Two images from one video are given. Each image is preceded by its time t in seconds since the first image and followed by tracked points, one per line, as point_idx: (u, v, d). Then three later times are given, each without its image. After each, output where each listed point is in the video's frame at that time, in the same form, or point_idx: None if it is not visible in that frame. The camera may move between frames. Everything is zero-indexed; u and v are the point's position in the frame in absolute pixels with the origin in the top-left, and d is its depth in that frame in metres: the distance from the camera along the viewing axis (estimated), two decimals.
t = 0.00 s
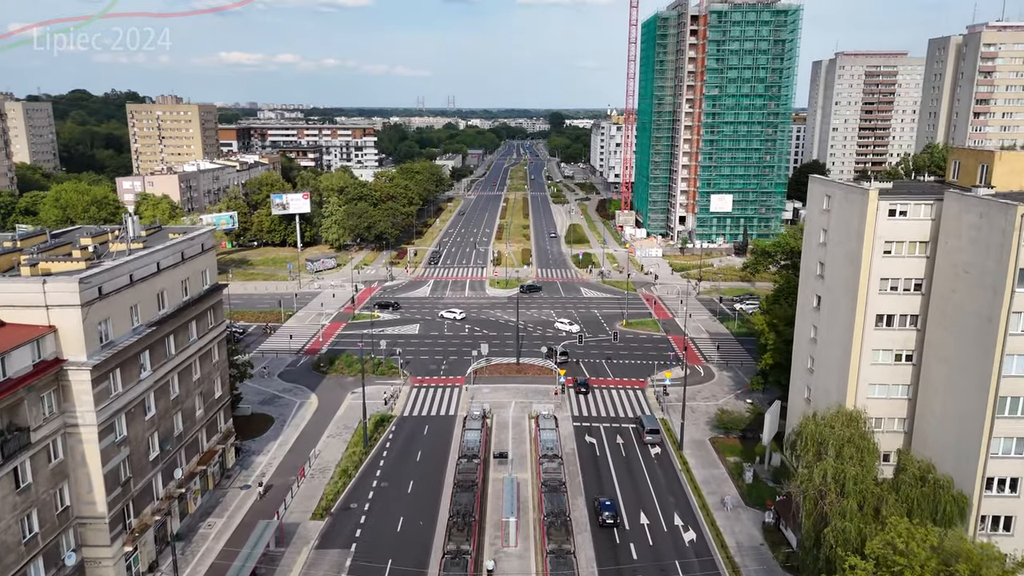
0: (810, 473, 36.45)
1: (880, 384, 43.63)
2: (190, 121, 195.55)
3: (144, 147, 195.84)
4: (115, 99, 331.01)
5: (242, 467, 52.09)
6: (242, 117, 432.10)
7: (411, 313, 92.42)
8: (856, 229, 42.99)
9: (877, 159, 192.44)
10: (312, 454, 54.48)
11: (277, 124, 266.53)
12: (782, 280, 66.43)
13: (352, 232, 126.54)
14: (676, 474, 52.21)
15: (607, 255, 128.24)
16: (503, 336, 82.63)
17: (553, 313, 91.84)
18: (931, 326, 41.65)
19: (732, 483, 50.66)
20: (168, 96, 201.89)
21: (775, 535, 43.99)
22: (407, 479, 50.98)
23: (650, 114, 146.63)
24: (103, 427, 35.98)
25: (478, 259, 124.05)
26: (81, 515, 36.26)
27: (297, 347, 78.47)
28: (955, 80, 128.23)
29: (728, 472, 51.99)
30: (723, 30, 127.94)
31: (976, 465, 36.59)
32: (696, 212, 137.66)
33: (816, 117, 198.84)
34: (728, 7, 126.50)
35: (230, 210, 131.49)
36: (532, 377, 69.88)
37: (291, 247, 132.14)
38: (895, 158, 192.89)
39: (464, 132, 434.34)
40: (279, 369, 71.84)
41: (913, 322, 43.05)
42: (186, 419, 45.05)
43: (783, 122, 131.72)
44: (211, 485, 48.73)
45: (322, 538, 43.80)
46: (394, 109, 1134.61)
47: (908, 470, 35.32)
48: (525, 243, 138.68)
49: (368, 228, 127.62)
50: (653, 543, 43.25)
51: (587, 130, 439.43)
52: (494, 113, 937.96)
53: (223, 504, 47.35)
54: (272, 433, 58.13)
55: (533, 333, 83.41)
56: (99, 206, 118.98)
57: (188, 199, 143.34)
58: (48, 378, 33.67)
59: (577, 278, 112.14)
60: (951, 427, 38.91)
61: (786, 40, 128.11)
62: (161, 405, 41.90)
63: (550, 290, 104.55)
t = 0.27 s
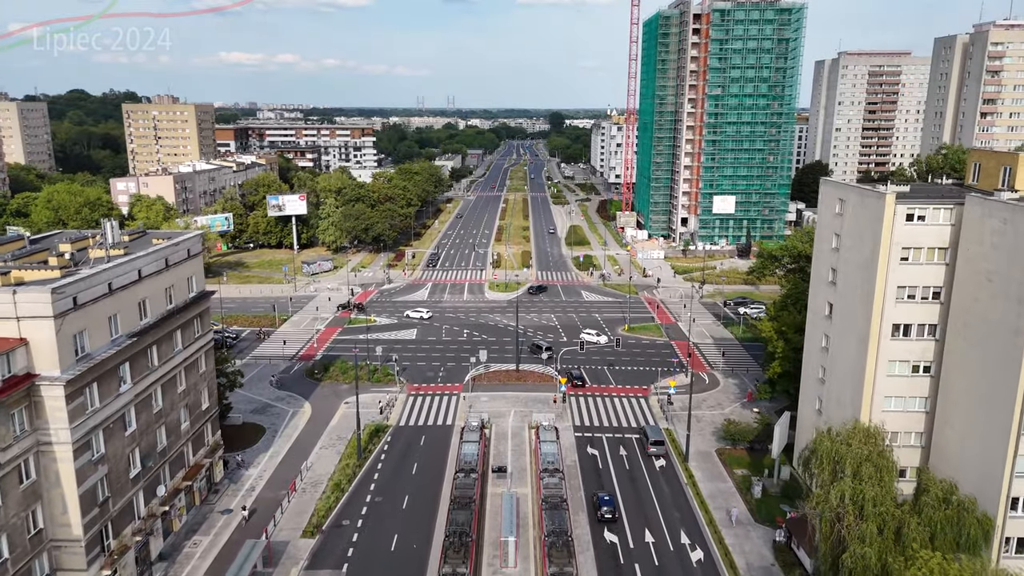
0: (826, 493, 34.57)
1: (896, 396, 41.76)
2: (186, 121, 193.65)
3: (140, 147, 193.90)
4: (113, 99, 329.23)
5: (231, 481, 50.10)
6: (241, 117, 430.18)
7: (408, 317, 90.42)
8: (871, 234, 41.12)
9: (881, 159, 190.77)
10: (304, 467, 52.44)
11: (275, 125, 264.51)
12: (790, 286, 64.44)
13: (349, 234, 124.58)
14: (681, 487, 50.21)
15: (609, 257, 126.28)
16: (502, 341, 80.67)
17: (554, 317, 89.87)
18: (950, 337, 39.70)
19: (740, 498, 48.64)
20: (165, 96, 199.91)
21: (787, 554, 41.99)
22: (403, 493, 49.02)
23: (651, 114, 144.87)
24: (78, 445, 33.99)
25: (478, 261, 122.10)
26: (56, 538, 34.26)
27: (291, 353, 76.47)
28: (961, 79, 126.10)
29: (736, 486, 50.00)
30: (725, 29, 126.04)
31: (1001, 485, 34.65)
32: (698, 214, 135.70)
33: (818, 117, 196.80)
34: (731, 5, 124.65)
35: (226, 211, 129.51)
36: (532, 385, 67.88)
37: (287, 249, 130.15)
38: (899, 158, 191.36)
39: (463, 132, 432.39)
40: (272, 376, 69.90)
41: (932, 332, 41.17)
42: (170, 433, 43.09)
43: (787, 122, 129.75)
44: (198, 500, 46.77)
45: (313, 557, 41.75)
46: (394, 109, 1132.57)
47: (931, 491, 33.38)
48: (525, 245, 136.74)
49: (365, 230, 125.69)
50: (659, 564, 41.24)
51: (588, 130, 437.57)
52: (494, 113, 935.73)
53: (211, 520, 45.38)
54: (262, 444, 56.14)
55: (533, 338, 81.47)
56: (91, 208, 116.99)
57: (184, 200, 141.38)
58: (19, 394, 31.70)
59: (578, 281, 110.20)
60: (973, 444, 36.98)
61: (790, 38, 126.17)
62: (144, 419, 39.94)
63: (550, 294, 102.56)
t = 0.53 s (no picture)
0: (844, 515, 32.70)
1: (914, 410, 39.89)
2: (183, 121, 191.74)
3: (136, 148, 191.99)
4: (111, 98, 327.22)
5: (219, 496, 48.17)
6: (239, 117, 428.09)
7: (405, 322, 88.48)
8: (887, 241, 39.26)
9: (884, 160, 189.18)
10: (295, 480, 50.52)
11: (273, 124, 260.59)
12: (798, 292, 62.55)
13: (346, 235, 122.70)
14: (687, 502, 48.23)
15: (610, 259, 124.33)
16: (501, 347, 78.77)
17: (554, 321, 87.94)
18: (971, 348, 37.84)
19: (749, 513, 46.70)
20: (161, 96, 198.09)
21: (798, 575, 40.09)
22: (397, 509, 47.11)
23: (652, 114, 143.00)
24: (51, 464, 32.05)
25: (477, 264, 120.22)
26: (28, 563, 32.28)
27: (285, 359, 74.50)
28: (968, 79, 124.26)
29: (744, 501, 48.08)
30: (728, 28, 124.17)
31: None
32: (701, 215, 133.71)
33: (821, 117, 194.65)
34: (734, 3, 122.88)
35: (221, 213, 127.56)
36: (532, 393, 65.91)
37: (283, 252, 128.20)
38: (902, 159, 189.78)
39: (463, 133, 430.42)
40: (264, 384, 68.01)
41: (951, 343, 39.29)
42: (154, 448, 41.17)
43: (791, 122, 127.75)
44: (184, 517, 44.83)
45: None
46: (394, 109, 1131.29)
47: (955, 515, 31.48)
48: (524, 247, 134.89)
49: (363, 232, 123.84)
50: None
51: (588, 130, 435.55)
52: (494, 113, 933.72)
53: (196, 538, 43.44)
54: (252, 456, 54.22)
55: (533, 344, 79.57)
56: (84, 210, 115.05)
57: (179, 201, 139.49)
58: None
59: (578, 284, 108.27)
60: (997, 462, 35.11)
61: (794, 37, 124.27)
62: (124, 434, 38.05)
63: (550, 297, 100.57)
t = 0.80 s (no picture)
0: (864, 541, 30.75)
1: (934, 426, 37.97)
2: (179, 121, 189.82)
3: (132, 148, 189.99)
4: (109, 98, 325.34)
5: (206, 512, 46.16)
6: (238, 117, 426.04)
7: (403, 326, 86.53)
8: (905, 247, 37.34)
9: (888, 160, 187.25)
10: (286, 496, 48.50)
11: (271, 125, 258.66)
12: (808, 299, 60.58)
13: (343, 237, 120.87)
14: (693, 518, 46.22)
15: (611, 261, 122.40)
16: (501, 353, 76.80)
17: (555, 326, 86.00)
18: (995, 361, 35.93)
19: (759, 531, 44.69)
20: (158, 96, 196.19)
21: None
22: (392, 526, 45.09)
23: (654, 114, 141.18)
24: (21, 487, 30.06)
25: (476, 266, 118.27)
26: None
27: (278, 366, 72.55)
28: (975, 79, 122.15)
29: (753, 517, 46.06)
30: (732, 26, 122.28)
31: None
32: (704, 217, 131.64)
33: (824, 117, 192.59)
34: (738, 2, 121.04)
35: (216, 214, 125.60)
36: (532, 402, 63.95)
37: (280, 254, 126.28)
38: (906, 159, 187.85)
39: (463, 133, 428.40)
40: (257, 392, 66.04)
41: (974, 355, 37.39)
42: (135, 464, 39.19)
43: (795, 122, 125.77)
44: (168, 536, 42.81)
45: None
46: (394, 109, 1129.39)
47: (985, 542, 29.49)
48: (525, 249, 132.96)
49: (360, 234, 121.88)
50: None
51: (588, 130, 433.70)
52: (493, 113, 933.81)
53: (181, 558, 41.44)
54: (242, 469, 52.21)
55: (533, 349, 77.58)
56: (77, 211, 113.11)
57: (174, 202, 137.59)
58: None
59: (579, 287, 106.28)
60: None
61: (798, 36, 122.36)
62: (102, 451, 36.10)
63: (551, 301, 98.63)
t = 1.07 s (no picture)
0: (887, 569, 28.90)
1: (955, 442, 36.20)
2: (176, 121, 187.84)
3: (128, 148, 187.90)
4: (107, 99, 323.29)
5: (192, 530, 44.24)
6: (237, 117, 423.91)
7: (400, 331, 84.56)
8: (925, 256, 35.48)
9: (892, 161, 185.40)
10: (276, 512, 46.56)
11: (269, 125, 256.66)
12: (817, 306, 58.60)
13: (340, 239, 118.94)
14: (700, 536, 44.22)
15: (612, 264, 120.47)
16: (500, 359, 74.87)
17: (555, 331, 84.04)
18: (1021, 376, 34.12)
19: (769, 550, 42.72)
20: (154, 96, 194.18)
21: None
22: (386, 544, 43.16)
23: (656, 114, 139.57)
24: None
25: (475, 269, 116.33)
26: None
27: (271, 373, 70.60)
28: (981, 79, 120.29)
29: (763, 535, 44.10)
30: (735, 25, 120.43)
31: None
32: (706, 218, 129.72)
33: (827, 116, 190.51)
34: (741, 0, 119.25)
35: (211, 216, 123.65)
36: (532, 411, 61.95)
37: (276, 256, 124.32)
38: (910, 160, 185.99)
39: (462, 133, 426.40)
40: (248, 400, 64.12)
41: (997, 368, 35.63)
42: (114, 483, 37.25)
43: (799, 122, 123.85)
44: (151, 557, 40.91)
45: None
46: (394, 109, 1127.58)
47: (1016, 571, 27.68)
48: (525, 251, 131.00)
49: (357, 236, 119.96)
50: None
51: (588, 130, 431.85)
52: (493, 113, 932.44)
53: None
54: (231, 483, 50.28)
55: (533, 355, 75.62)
56: (69, 213, 111.12)
57: (169, 204, 135.62)
58: None
59: (580, 290, 104.36)
60: None
61: (802, 35, 120.47)
62: (78, 471, 34.16)
63: (551, 304, 96.65)
